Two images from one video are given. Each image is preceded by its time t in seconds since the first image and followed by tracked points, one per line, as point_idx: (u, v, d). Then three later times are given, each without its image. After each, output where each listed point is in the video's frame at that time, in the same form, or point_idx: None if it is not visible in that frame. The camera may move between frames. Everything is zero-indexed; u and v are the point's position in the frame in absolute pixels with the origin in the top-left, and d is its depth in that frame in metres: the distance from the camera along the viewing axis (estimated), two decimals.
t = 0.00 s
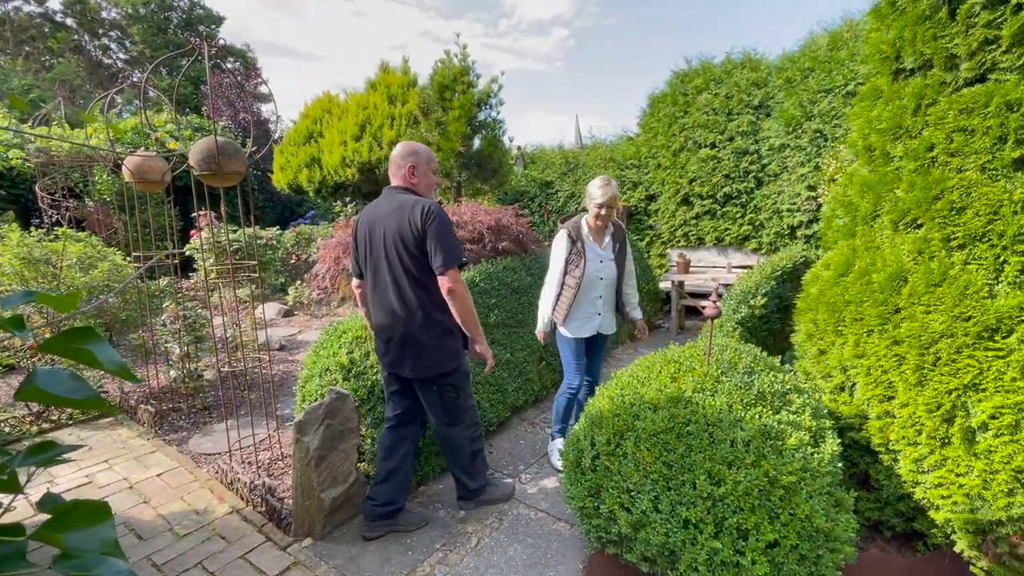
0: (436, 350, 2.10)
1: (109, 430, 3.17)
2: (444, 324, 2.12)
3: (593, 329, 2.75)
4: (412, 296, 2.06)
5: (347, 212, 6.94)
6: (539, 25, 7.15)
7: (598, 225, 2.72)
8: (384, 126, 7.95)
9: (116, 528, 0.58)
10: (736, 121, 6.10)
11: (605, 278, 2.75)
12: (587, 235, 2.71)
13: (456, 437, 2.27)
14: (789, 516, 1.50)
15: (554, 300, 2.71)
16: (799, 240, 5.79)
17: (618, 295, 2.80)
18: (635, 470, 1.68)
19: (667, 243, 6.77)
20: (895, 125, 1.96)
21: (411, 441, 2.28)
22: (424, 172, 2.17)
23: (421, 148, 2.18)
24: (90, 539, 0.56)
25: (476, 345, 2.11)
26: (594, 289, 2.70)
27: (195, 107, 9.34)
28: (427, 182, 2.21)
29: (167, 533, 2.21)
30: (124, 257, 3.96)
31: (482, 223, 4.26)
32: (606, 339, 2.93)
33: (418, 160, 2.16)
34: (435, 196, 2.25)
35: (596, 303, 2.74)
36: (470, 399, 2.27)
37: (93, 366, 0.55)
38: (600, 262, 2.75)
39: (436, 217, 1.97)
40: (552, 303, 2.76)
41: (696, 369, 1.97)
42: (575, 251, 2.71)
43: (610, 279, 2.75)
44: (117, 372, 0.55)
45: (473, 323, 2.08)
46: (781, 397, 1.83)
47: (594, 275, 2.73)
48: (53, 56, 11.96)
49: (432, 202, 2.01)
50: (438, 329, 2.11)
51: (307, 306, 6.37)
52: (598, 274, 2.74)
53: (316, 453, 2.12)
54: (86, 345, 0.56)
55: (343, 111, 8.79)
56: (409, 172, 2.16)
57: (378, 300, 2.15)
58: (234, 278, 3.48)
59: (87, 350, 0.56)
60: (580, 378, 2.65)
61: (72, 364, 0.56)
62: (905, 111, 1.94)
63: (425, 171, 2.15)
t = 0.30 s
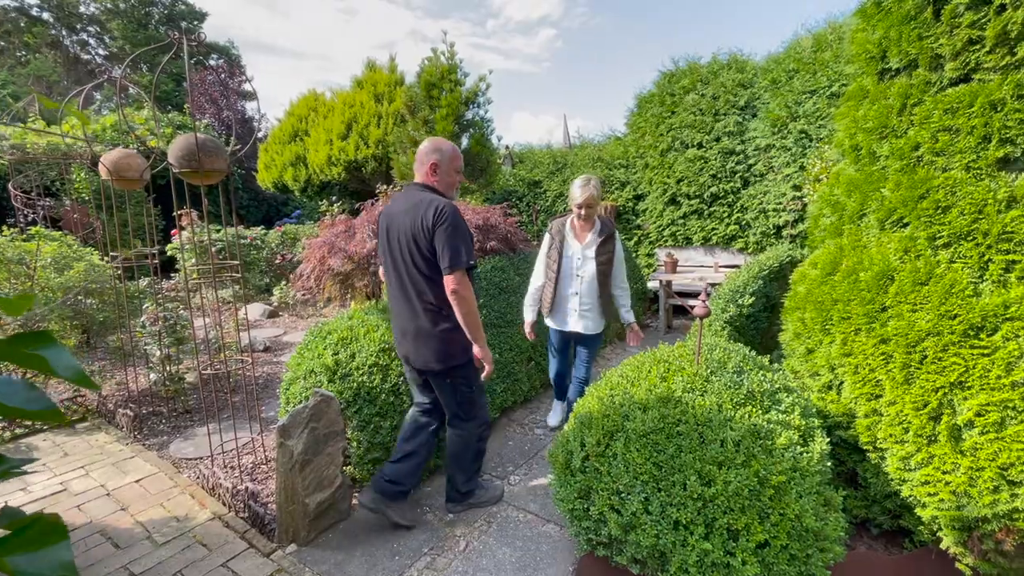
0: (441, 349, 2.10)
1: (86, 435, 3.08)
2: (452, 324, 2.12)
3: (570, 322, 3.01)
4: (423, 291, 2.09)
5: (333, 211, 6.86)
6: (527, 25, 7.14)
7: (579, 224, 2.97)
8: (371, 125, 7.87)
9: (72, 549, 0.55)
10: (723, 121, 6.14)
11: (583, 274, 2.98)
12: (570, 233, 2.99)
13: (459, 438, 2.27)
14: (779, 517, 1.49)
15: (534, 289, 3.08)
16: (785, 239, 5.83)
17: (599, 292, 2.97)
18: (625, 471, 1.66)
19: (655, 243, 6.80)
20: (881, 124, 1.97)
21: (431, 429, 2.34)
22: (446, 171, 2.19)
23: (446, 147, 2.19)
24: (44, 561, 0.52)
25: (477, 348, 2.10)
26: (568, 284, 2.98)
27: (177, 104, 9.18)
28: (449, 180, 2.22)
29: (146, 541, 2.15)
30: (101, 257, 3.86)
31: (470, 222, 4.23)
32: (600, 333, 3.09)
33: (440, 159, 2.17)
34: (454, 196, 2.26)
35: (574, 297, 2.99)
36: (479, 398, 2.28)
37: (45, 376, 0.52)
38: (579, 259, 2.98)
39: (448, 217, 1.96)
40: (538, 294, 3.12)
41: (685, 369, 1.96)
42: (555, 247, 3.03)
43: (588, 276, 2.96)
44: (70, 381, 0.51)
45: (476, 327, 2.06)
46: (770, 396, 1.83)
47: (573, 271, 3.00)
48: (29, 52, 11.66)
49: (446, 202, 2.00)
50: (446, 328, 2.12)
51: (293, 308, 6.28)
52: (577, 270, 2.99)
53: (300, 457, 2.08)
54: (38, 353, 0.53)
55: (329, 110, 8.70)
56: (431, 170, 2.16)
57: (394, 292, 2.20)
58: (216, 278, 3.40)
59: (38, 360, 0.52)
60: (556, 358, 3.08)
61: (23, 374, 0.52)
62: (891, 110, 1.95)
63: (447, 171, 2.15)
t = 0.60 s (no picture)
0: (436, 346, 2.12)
1: (62, 443, 2.97)
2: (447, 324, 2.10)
3: (552, 317, 3.04)
4: (422, 289, 2.09)
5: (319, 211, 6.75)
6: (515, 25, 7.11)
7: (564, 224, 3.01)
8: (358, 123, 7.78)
9: None
10: (710, 122, 6.16)
11: (564, 271, 3.00)
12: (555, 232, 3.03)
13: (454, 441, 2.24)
14: (776, 522, 1.48)
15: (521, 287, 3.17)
16: (773, 239, 5.86)
17: (580, 289, 2.96)
18: (619, 477, 1.63)
19: (644, 243, 6.80)
20: (873, 125, 1.97)
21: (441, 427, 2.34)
22: (456, 170, 2.17)
23: (458, 147, 2.18)
24: None
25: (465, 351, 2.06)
26: (550, 280, 3.03)
27: (158, 102, 8.99)
28: (459, 179, 2.20)
29: (124, 553, 2.07)
30: (78, 258, 3.75)
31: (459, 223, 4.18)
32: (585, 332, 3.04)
33: (451, 158, 2.15)
34: (464, 195, 2.24)
35: (555, 293, 3.02)
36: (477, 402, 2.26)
37: None
38: (562, 257, 3.01)
39: (445, 216, 1.95)
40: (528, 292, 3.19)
41: (679, 372, 1.94)
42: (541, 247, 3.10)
43: (568, 273, 2.98)
44: (22, 401, 0.46)
45: (465, 330, 2.02)
46: (765, 399, 1.81)
47: (555, 268, 3.04)
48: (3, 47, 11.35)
49: (447, 201, 1.97)
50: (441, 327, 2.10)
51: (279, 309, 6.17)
52: (559, 267, 3.02)
53: (284, 465, 2.02)
54: None
55: (315, 108, 8.59)
56: (440, 169, 2.16)
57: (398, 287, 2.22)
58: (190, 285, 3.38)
59: None
60: (546, 351, 3.17)
61: None
62: (882, 111, 1.95)
63: (457, 171, 2.13)
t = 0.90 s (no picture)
0: (431, 343, 2.16)
1: (36, 452, 2.86)
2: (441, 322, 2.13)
3: (548, 318, 3.01)
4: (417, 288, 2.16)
5: (304, 210, 6.64)
6: (502, 23, 7.06)
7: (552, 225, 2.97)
8: (344, 121, 7.67)
9: None
10: (699, 121, 6.17)
11: (556, 271, 2.97)
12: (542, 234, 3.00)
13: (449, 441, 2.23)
14: (775, 528, 1.45)
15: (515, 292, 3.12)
16: (761, 239, 5.89)
17: (572, 288, 2.93)
18: (616, 483, 1.60)
19: (633, 242, 6.80)
20: (867, 125, 1.95)
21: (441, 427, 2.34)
22: (455, 173, 2.26)
23: (456, 152, 2.27)
24: None
25: (453, 351, 2.07)
26: (542, 281, 3.00)
27: (137, 98, 8.76)
28: (460, 182, 2.29)
29: (101, 568, 1.99)
30: (52, 260, 3.62)
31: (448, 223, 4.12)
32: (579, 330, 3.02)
33: (449, 162, 2.25)
34: (463, 197, 2.32)
35: (548, 293, 2.99)
36: (475, 402, 2.25)
37: None
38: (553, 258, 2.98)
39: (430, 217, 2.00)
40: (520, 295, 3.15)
41: (675, 375, 1.91)
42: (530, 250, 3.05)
43: (562, 273, 2.95)
44: None
45: (451, 328, 2.03)
46: (762, 402, 1.79)
47: (547, 269, 3.00)
48: None
49: (437, 203, 2.03)
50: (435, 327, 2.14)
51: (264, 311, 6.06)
52: (550, 268, 2.99)
53: (270, 475, 1.96)
54: None
55: (300, 106, 8.45)
56: (438, 173, 2.25)
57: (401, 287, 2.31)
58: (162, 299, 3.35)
59: None
60: (543, 353, 3.15)
61: None
62: (876, 111, 1.94)
63: (454, 173, 2.22)
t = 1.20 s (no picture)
0: (421, 333, 2.18)
1: (6, 460, 2.74)
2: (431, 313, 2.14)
3: (546, 309, 2.98)
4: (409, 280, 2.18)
5: (286, 207, 6.50)
6: (488, 18, 6.99)
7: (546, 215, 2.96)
8: (327, 116, 7.53)
9: None
10: (685, 118, 6.18)
11: (552, 261, 2.94)
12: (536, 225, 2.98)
13: (439, 434, 2.22)
14: (772, 529, 1.43)
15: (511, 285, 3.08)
16: (747, 235, 5.91)
17: (570, 277, 2.92)
18: (611, 486, 1.56)
19: (620, 239, 6.80)
20: (858, 121, 1.94)
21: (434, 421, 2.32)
22: (443, 168, 2.23)
23: (445, 147, 2.25)
24: None
25: (440, 341, 2.07)
26: (539, 272, 2.97)
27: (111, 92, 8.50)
28: (449, 177, 2.25)
29: None
30: (20, 259, 3.47)
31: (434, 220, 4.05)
32: (576, 319, 3.02)
33: (437, 157, 2.23)
34: (452, 193, 2.27)
35: (545, 284, 2.96)
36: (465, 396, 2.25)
37: None
38: (549, 248, 2.96)
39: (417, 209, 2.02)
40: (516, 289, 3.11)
41: (669, 375, 1.88)
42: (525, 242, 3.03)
43: (558, 263, 2.93)
44: None
45: (439, 317, 2.04)
46: (757, 401, 1.77)
47: (543, 260, 2.98)
48: None
49: (425, 196, 2.05)
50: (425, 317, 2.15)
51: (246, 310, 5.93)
52: (546, 258, 2.96)
53: (253, 481, 1.89)
54: None
55: (282, 100, 8.28)
56: (427, 170, 2.23)
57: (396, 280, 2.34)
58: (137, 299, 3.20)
59: None
60: (541, 346, 3.04)
61: None
62: (867, 107, 1.93)
63: (442, 169, 2.19)
